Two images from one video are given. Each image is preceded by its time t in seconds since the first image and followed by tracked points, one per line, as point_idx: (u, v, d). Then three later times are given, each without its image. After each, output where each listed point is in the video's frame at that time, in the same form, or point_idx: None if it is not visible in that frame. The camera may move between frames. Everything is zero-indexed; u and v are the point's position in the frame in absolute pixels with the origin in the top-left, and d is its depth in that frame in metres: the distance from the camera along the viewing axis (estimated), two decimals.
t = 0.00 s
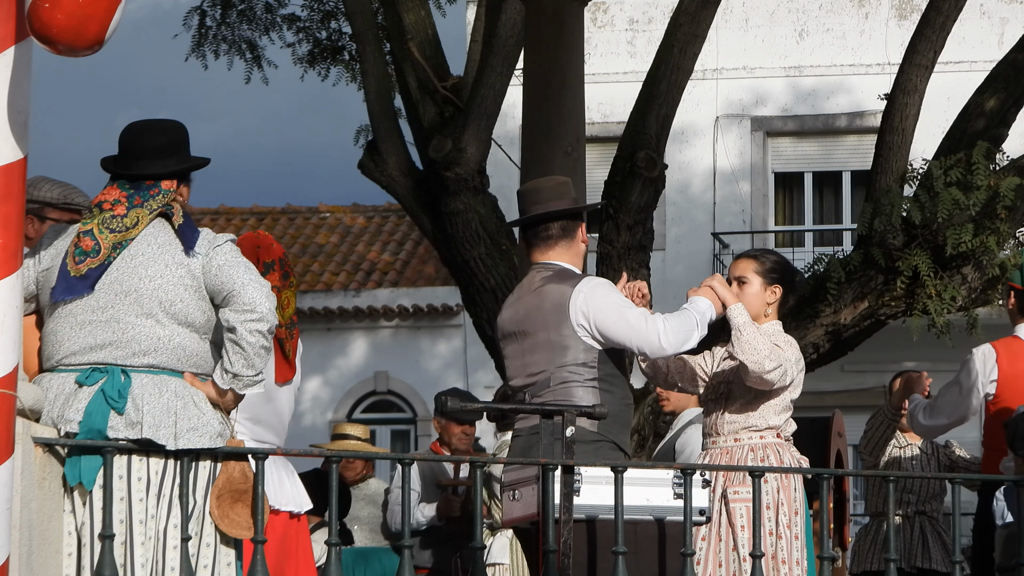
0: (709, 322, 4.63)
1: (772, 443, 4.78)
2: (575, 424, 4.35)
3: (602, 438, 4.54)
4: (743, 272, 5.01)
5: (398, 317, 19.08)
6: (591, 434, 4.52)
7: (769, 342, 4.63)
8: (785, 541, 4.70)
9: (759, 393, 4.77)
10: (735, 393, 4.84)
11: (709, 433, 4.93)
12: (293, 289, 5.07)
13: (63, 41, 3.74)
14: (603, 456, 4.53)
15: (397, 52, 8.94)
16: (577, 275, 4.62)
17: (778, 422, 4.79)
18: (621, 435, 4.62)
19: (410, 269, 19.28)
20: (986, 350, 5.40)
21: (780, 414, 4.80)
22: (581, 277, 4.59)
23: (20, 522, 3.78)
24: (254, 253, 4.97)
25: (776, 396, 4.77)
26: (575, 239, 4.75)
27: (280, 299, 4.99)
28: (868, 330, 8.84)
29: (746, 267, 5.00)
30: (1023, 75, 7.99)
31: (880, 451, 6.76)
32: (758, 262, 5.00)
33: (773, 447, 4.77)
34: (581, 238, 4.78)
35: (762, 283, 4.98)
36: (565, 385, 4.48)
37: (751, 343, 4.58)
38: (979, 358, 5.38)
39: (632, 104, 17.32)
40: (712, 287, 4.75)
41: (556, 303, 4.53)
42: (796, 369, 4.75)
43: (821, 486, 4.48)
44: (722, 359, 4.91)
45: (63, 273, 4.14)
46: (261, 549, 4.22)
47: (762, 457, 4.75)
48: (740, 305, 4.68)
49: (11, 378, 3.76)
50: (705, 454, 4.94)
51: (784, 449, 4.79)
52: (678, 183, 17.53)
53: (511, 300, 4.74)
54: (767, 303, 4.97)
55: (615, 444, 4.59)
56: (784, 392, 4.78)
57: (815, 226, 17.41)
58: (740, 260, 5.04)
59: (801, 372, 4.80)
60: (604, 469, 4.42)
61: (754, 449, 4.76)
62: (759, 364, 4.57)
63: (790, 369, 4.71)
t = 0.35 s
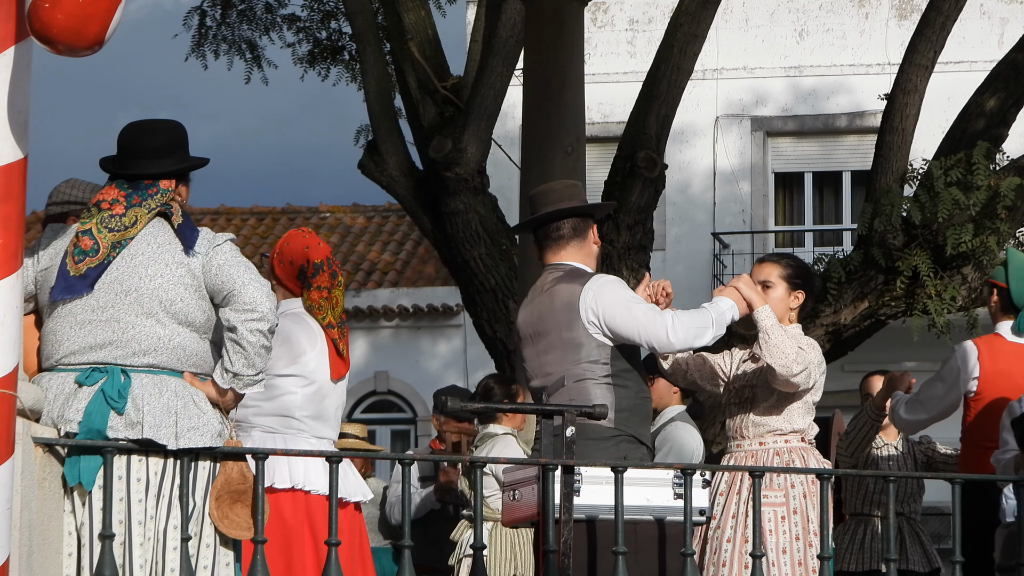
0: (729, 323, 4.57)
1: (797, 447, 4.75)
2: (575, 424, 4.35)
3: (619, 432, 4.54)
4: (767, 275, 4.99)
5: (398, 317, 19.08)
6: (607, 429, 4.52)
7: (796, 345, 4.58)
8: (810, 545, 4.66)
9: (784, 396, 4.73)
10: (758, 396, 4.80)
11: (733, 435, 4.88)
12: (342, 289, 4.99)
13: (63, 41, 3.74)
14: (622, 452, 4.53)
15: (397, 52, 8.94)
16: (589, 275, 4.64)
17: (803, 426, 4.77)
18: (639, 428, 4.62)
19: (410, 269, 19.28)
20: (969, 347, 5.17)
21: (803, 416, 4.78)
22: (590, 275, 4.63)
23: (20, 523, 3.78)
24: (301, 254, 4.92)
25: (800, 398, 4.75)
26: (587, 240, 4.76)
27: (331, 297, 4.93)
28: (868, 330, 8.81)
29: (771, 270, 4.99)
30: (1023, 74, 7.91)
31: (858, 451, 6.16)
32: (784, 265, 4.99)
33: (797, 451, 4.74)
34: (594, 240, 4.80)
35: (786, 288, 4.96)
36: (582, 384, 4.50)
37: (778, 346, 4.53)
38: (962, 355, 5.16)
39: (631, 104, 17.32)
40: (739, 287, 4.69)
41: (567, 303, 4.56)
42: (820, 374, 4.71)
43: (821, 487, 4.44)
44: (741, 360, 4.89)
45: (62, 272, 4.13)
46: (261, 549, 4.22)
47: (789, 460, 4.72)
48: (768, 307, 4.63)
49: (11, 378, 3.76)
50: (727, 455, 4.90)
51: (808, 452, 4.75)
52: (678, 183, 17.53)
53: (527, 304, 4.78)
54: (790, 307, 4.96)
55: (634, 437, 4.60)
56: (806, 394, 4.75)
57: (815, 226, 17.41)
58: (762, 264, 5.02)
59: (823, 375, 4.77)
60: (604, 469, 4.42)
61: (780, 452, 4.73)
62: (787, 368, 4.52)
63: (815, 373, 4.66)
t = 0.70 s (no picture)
0: (758, 329, 4.55)
1: (820, 450, 4.76)
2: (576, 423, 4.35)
3: (650, 440, 4.51)
4: (786, 278, 5.00)
5: (398, 317, 19.08)
6: (638, 437, 4.49)
7: (823, 350, 4.60)
8: (844, 551, 4.61)
9: (807, 399, 4.74)
10: (780, 398, 4.79)
11: (755, 439, 4.87)
12: (376, 290, 4.97)
13: (63, 41, 3.74)
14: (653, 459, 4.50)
15: (397, 52, 8.94)
16: (620, 281, 4.61)
17: (826, 429, 4.78)
18: (672, 435, 4.59)
19: (410, 269, 19.29)
20: (958, 354, 5.14)
21: (825, 418, 4.79)
22: (621, 281, 4.60)
23: (20, 523, 3.78)
24: (336, 256, 4.90)
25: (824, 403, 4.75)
26: (618, 246, 4.71)
27: (366, 300, 4.91)
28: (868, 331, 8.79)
29: (791, 273, 5.00)
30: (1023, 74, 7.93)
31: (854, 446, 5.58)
32: (804, 268, 5.00)
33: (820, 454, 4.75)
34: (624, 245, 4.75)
35: (806, 290, 4.97)
36: (611, 390, 4.49)
37: (805, 352, 4.56)
38: (952, 363, 5.14)
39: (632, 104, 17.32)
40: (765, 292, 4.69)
41: (597, 309, 4.54)
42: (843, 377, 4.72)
43: (821, 487, 4.43)
44: (762, 363, 4.87)
45: (61, 273, 4.12)
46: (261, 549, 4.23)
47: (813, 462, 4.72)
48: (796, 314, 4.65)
49: (11, 378, 3.76)
50: (749, 457, 4.89)
51: (831, 455, 4.76)
52: (678, 183, 17.53)
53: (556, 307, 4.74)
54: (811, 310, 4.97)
55: (665, 445, 4.56)
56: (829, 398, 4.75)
57: (815, 226, 17.43)
58: (782, 266, 5.03)
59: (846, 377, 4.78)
60: (604, 469, 4.42)
61: (804, 456, 4.73)
62: (814, 374, 4.55)
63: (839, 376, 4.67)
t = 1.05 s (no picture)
0: (791, 332, 4.58)
1: (853, 451, 4.79)
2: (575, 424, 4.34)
3: (689, 437, 4.50)
4: (807, 276, 5.00)
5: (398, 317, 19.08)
6: (677, 434, 4.47)
7: (855, 350, 4.62)
8: (879, 552, 4.66)
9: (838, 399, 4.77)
10: (811, 400, 4.81)
11: (787, 441, 4.89)
12: (388, 285, 5.03)
13: (63, 41, 3.74)
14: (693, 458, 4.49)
15: (397, 52, 8.94)
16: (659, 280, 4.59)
17: (857, 428, 4.81)
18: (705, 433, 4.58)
19: (410, 269, 19.30)
20: (959, 358, 5.13)
21: (855, 417, 4.81)
22: (659, 280, 4.57)
23: (20, 523, 3.78)
24: (352, 249, 4.95)
25: (854, 402, 4.79)
26: (656, 243, 4.70)
27: (380, 294, 4.97)
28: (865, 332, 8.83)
29: (812, 271, 4.99)
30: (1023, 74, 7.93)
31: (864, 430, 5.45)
32: (824, 266, 5.00)
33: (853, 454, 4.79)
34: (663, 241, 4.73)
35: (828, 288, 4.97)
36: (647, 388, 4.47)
37: (837, 350, 4.58)
38: (954, 366, 5.12)
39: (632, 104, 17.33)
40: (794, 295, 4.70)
41: (638, 305, 4.51)
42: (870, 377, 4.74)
43: (820, 487, 4.43)
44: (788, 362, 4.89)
45: (60, 274, 4.12)
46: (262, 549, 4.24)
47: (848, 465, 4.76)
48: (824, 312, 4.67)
49: (11, 378, 3.76)
50: (782, 461, 4.91)
51: (863, 455, 4.81)
52: (678, 183, 17.53)
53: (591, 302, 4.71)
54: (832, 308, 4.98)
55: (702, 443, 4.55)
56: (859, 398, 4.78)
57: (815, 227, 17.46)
58: (802, 266, 5.03)
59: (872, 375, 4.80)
60: (604, 469, 4.42)
61: (838, 458, 4.76)
62: (847, 373, 4.57)
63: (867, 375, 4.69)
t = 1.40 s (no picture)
0: (788, 337, 4.56)
1: (856, 450, 4.79)
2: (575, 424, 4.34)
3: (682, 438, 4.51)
4: (805, 275, 5.00)
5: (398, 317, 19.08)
6: (670, 432, 4.48)
7: (857, 353, 4.62)
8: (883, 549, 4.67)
9: (840, 400, 4.77)
10: (813, 401, 4.82)
11: (790, 443, 4.88)
12: (395, 286, 5.04)
13: (63, 40, 3.74)
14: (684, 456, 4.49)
15: (397, 52, 8.94)
16: (660, 280, 4.59)
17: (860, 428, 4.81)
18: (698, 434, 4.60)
19: (410, 269, 19.30)
20: (957, 350, 5.16)
21: (858, 418, 4.82)
22: (662, 280, 4.57)
23: (20, 523, 3.78)
24: (360, 250, 4.94)
25: (857, 403, 4.79)
26: (654, 242, 4.70)
27: (388, 295, 4.98)
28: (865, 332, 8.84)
29: (810, 270, 4.99)
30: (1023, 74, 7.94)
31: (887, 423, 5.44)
32: (822, 265, 5.00)
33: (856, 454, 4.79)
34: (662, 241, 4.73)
35: (825, 287, 4.97)
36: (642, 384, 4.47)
37: (839, 354, 4.59)
38: (951, 358, 5.15)
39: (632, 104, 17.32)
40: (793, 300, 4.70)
41: (637, 304, 4.51)
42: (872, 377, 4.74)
43: (821, 487, 4.43)
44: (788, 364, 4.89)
45: (59, 274, 4.13)
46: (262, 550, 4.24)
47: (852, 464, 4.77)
48: (824, 318, 4.68)
49: (11, 378, 3.76)
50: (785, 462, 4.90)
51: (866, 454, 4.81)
52: (678, 183, 17.53)
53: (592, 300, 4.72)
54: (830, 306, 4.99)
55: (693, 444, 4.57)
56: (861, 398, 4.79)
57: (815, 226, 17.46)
58: (800, 265, 5.03)
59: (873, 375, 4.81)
60: (604, 469, 4.41)
61: (841, 458, 4.77)
62: (850, 376, 4.57)
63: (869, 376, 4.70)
